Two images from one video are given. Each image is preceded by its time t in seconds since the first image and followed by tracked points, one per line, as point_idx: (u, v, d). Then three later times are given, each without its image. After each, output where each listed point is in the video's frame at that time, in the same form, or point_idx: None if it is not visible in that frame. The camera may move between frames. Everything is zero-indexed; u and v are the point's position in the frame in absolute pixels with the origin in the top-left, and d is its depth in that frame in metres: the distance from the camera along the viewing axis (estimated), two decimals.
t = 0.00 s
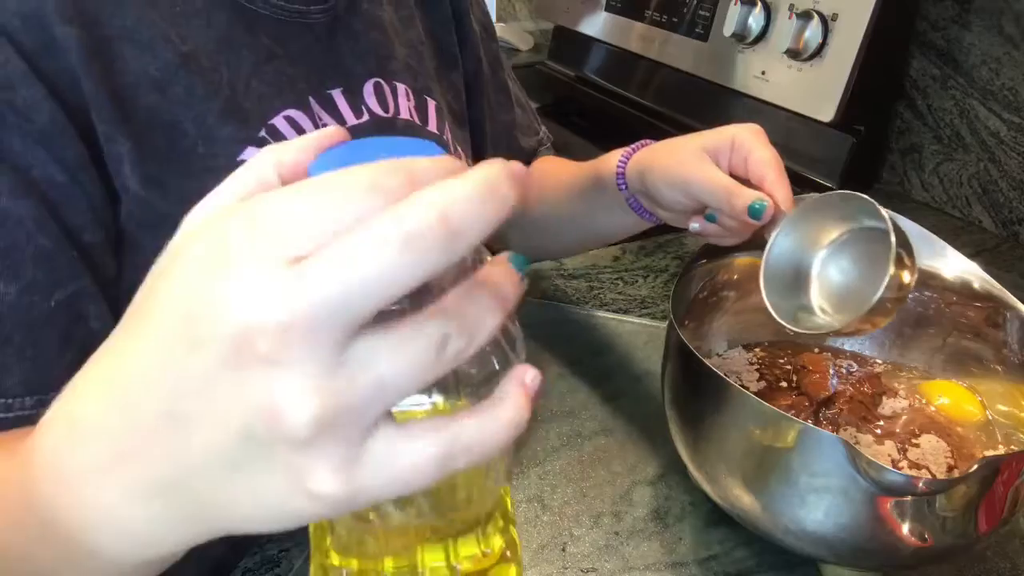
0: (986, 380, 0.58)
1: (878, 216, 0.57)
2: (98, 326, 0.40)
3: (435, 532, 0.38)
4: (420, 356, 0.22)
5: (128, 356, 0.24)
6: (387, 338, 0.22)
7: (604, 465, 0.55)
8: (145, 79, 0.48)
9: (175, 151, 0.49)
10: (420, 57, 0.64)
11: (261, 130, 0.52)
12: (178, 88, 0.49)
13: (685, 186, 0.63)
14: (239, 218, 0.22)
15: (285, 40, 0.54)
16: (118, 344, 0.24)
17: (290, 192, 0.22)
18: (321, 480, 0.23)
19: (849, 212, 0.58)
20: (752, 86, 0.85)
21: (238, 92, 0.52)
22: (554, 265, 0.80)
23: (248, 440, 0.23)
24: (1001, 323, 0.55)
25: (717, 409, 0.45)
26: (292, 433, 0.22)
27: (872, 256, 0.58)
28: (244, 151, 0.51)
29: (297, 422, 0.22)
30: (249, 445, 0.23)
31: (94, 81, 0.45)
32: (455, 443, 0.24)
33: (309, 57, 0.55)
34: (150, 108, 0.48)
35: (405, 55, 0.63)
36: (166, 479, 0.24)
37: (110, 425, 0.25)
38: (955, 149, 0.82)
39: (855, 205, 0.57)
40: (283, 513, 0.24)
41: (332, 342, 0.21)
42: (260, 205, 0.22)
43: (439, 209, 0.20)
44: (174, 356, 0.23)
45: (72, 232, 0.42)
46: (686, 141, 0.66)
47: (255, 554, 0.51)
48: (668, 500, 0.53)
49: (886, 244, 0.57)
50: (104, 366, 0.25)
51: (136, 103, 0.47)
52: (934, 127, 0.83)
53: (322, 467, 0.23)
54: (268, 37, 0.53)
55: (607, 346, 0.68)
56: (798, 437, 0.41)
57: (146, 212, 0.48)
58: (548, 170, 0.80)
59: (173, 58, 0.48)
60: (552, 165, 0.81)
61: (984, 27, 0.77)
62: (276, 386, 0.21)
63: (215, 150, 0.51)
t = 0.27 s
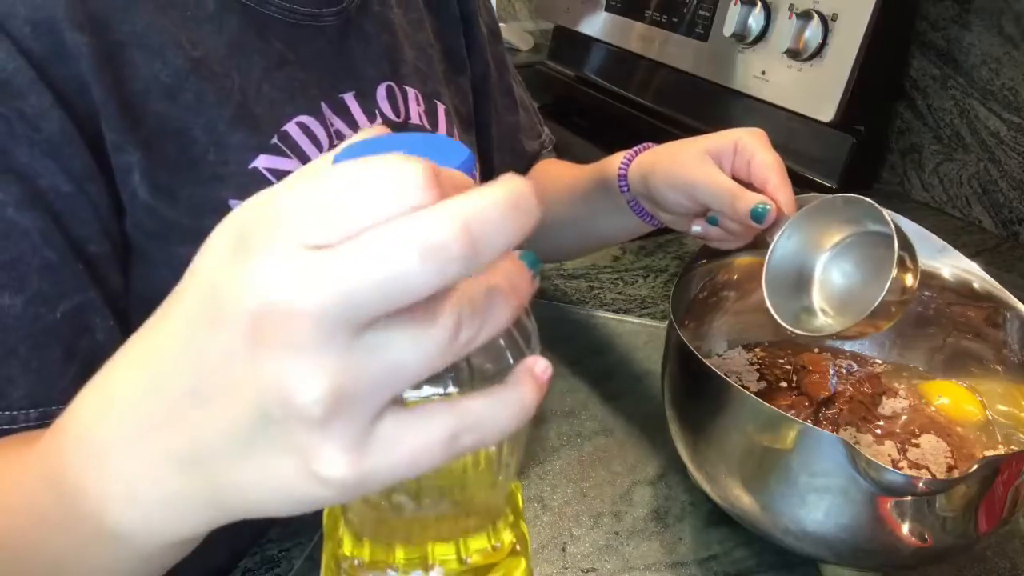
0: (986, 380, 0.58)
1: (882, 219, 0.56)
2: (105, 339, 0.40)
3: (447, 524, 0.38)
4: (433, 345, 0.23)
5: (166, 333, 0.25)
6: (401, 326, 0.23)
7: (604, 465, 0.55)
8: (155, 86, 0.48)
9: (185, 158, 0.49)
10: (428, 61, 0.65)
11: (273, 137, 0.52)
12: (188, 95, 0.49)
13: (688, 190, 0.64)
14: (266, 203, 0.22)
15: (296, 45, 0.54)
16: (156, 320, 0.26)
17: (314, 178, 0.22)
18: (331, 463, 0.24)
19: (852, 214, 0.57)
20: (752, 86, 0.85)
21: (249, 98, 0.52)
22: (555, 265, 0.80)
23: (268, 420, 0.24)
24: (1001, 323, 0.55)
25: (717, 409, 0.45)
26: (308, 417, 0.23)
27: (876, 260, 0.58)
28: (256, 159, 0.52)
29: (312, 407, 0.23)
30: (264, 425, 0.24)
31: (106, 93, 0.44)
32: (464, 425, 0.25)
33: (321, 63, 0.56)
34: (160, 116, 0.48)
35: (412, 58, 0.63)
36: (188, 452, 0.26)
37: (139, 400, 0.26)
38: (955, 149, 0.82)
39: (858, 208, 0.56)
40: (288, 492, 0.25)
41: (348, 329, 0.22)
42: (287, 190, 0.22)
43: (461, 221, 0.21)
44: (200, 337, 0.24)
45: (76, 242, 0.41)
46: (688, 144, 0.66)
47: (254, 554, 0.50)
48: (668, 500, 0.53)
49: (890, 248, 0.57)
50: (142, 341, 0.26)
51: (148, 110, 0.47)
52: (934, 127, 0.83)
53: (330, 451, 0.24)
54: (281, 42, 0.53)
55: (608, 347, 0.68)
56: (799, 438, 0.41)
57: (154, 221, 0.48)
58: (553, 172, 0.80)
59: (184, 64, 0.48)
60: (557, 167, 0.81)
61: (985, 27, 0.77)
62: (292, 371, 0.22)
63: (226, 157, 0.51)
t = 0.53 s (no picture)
0: (986, 380, 0.58)
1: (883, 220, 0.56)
2: (107, 343, 0.40)
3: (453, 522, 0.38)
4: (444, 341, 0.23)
5: (170, 333, 0.25)
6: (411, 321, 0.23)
7: (604, 465, 0.55)
8: (160, 88, 0.48)
9: (190, 159, 0.49)
10: (433, 61, 0.65)
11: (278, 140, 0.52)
12: (193, 96, 0.49)
13: (688, 189, 0.64)
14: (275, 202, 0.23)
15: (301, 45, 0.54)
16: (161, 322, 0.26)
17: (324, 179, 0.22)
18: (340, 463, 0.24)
19: (853, 214, 0.57)
20: (752, 86, 0.85)
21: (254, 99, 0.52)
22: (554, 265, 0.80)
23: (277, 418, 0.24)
24: (1001, 322, 0.55)
25: (717, 410, 0.45)
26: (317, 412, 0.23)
27: (877, 262, 0.58)
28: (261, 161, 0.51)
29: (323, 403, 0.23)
30: (273, 420, 0.24)
31: (110, 94, 0.45)
32: (469, 429, 0.25)
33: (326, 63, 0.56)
34: (164, 117, 0.48)
35: (417, 58, 0.63)
36: (195, 451, 0.26)
37: (151, 394, 0.26)
38: (955, 149, 0.82)
39: (860, 207, 0.56)
40: (291, 494, 0.25)
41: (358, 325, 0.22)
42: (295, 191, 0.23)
43: (472, 206, 0.21)
44: (215, 332, 0.24)
45: (80, 247, 0.41)
46: (688, 143, 0.66)
47: (255, 554, 0.50)
48: (668, 500, 0.53)
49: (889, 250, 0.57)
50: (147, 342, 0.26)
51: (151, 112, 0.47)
52: (934, 127, 0.83)
53: (337, 451, 0.24)
54: (286, 42, 0.53)
55: (608, 346, 0.68)
56: (799, 438, 0.41)
57: (156, 224, 0.48)
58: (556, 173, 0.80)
59: (188, 65, 0.48)
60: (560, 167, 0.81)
61: (984, 27, 0.77)
62: (305, 364, 0.23)
63: (231, 159, 0.50)
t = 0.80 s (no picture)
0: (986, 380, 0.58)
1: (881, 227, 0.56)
2: (108, 345, 0.40)
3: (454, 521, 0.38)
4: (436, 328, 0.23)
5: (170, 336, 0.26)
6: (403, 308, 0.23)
7: (604, 465, 0.55)
8: (163, 88, 0.48)
9: (194, 162, 0.49)
10: (438, 61, 0.64)
11: (281, 142, 0.52)
12: (197, 97, 0.49)
13: (687, 193, 0.63)
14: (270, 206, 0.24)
15: (307, 46, 0.54)
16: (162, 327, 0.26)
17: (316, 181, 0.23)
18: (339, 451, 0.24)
19: (851, 221, 0.57)
20: (751, 86, 0.85)
21: (259, 99, 0.52)
22: (555, 265, 0.80)
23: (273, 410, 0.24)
24: (1001, 322, 0.55)
25: (718, 411, 0.45)
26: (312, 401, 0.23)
27: (875, 268, 0.58)
28: (266, 162, 0.51)
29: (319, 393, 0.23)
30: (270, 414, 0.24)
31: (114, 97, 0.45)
32: (472, 415, 0.25)
33: (330, 64, 0.55)
34: (167, 119, 0.48)
35: (422, 59, 0.63)
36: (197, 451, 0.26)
37: (149, 402, 0.26)
38: (955, 149, 0.82)
39: (858, 214, 0.56)
40: (300, 487, 0.25)
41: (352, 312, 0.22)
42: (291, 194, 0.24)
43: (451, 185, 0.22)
44: (208, 333, 0.25)
45: (82, 253, 0.41)
46: (688, 146, 0.66)
47: (255, 554, 0.50)
48: (668, 500, 0.53)
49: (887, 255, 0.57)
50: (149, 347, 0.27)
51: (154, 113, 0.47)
52: (934, 127, 0.83)
53: (340, 440, 0.24)
54: (290, 43, 0.53)
55: (609, 347, 0.68)
56: (798, 438, 0.41)
57: (158, 226, 0.47)
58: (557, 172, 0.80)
59: (191, 66, 0.48)
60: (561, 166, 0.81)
61: (984, 27, 0.77)
62: (300, 355, 0.23)
63: (235, 161, 0.50)
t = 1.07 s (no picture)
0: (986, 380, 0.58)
1: (881, 226, 0.56)
2: (106, 346, 0.40)
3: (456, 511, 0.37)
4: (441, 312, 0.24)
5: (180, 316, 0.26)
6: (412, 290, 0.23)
7: (604, 465, 0.55)
8: (164, 88, 0.48)
9: (195, 161, 0.49)
10: (439, 61, 0.64)
11: (281, 143, 0.52)
12: (198, 97, 0.49)
13: (687, 193, 0.63)
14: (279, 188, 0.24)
15: (308, 46, 0.54)
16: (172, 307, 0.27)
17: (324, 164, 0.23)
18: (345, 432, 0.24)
19: (851, 221, 0.57)
20: (752, 86, 0.85)
21: (260, 98, 0.52)
22: (555, 266, 0.80)
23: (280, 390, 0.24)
24: (1001, 323, 0.55)
25: (718, 411, 0.45)
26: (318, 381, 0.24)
27: (874, 268, 0.58)
28: (265, 162, 0.51)
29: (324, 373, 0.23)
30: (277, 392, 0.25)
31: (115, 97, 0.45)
32: (474, 397, 0.25)
33: (330, 64, 0.55)
34: (168, 118, 0.48)
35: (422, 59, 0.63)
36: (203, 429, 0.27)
37: (158, 381, 0.27)
38: (955, 149, 0.82)
39: (857, 213, 0.57)
40: (304, 462, 0.26)
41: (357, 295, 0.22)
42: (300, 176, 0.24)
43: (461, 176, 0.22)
44: (215, 310, 0.25)
45: (80, 252, 0.41)
46: (688, 146, 0.65)
47: (255, 555, 0.50)
48: (668, 500, 0.53)
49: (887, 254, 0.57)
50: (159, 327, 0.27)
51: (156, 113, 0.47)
52: (934, 127, 0.83)
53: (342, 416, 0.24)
54: (291, 43, 0.53)
55: (609, 347, 0.68)
56: (799, 439, 0.41)
57: (159, 226, 0.47)
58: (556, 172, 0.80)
59: (192, 66, 0.48)
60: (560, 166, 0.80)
61: (985, 27, 0.77)
62: (304, 335, 0.23)
63: (236, 161, 0.50)
